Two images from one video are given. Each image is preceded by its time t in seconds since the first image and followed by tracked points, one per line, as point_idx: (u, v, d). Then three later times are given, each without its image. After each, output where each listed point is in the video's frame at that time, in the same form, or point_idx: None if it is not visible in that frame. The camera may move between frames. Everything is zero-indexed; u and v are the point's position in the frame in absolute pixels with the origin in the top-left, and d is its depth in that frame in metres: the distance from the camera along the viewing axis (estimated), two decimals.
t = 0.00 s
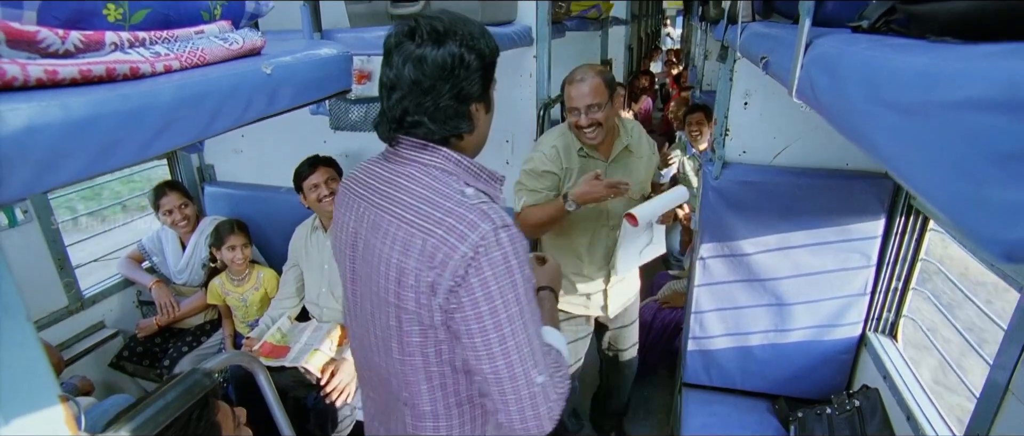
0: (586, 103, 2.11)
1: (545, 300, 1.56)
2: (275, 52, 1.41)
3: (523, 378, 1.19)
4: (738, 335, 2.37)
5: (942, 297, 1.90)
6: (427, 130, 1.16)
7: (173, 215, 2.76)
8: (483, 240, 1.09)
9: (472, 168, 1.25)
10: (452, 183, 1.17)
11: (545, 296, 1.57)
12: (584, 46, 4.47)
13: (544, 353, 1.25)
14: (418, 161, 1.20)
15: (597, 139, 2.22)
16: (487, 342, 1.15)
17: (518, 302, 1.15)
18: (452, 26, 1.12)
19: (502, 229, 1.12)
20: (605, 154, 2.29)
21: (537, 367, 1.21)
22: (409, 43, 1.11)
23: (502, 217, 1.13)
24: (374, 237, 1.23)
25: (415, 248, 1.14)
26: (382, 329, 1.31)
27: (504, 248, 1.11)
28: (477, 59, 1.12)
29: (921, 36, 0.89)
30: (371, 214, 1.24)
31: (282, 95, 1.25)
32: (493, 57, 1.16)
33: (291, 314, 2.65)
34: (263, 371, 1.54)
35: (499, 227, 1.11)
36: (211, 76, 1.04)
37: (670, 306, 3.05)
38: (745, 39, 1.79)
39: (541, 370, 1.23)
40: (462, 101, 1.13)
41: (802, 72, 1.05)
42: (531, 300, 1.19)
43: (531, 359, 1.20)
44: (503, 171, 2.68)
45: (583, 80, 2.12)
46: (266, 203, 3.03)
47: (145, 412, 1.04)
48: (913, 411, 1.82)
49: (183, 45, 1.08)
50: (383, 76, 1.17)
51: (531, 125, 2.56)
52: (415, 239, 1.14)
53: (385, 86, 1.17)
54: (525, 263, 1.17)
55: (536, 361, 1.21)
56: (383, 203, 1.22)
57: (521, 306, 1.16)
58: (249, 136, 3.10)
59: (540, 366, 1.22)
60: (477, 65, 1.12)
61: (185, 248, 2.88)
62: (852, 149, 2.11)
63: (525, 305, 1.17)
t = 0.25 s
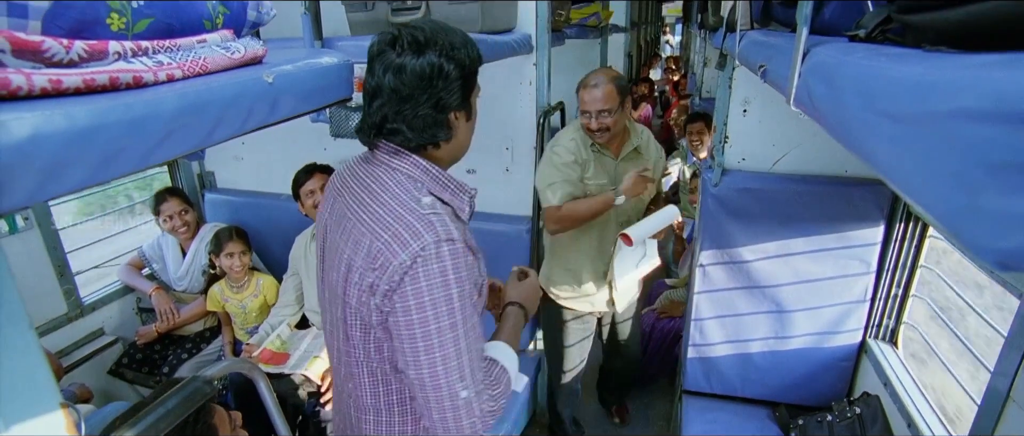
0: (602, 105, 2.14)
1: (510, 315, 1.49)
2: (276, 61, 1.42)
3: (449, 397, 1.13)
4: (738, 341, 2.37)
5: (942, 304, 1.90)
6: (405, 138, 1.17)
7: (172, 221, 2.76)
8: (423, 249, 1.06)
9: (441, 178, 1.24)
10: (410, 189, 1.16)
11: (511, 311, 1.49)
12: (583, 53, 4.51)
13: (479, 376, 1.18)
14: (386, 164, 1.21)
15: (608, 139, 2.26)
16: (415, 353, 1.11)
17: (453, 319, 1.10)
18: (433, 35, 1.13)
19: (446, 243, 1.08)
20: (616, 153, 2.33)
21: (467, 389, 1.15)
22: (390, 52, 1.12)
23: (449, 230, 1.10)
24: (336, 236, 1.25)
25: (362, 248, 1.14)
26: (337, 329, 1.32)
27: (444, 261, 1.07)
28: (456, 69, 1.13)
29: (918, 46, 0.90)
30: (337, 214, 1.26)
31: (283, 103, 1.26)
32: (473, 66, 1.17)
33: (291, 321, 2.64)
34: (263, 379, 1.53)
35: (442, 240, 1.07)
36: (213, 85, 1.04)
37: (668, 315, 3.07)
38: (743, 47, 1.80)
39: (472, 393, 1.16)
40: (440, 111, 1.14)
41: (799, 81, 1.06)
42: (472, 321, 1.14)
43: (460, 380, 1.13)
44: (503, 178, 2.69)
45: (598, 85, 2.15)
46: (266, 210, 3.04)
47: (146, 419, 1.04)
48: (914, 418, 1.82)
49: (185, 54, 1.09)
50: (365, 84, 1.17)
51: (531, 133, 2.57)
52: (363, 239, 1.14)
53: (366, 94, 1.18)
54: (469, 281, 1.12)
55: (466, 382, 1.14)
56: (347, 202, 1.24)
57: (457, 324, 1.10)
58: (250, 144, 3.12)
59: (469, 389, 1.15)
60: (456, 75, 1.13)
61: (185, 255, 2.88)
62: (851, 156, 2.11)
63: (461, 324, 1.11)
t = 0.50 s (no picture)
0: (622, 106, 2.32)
1: (500, 332, 1.48)
2: (276, 62, 1.42)
3: (423, 415, 1.09)
4: (738, 343, 2.37)
5: (942, 305, 1.90)
6: (390, 148, 1.19)
7: (172, 222, 2.76)
8: (399, 260, 1.03)
9: (429, 187, 1.22)
10: (394, 199, 1.14)
11: (501, 327, 1.49)
12: (583, 55, 4.54)
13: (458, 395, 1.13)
14: (375, 172, 1.21)
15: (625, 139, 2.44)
16: (389, 367, 1.07)
17: (429, 333, 1.05)
18: (417, 41, 1.14)
19: (423, 254, 1.04)
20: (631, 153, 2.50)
21: (444, 408, 1.10)
22: (375, 60, 1.14)
23: (429, 242, 1.06)
24: (322, 247, 1.24)
25: (344, 257, 1.12)
26: (325, 340, 1.31)
27: (420, 274, 1.04)
28: (441, 76, 1.14)
29: (917, 47, 0.90)
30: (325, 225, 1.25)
31: (283, 105, 1.26)
32: (459, 72, 1.18)
33: (291, 323, 2.64)
34: (263, 380, 1.53)
35: (420, 252, 1.04)
36: (213, 87, 1.05)
37: (668, 318, 3.07)
38: (743, 49, 1.80)
39: (448, 412, 1.11)
40: (425, 119, 1.15)
41: (798, 82, 1.06)
42: (450, 338, 1.09)
43: (435, 398, 1.08)
44: (503, 180, 2.69)
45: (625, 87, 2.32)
46: (266, 211, 3.04)
47: (146, 421, 1.04)
48: (914, 419, 1.82)
49: (186, 56, 1.09)
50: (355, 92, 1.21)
51: (531, 134, 2.57)
52: (343, 249, 1.12)
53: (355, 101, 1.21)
54: (448, 295, 1.07)
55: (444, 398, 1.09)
56: (335, 210, 1.23)
57: (433, 339, 1.06)
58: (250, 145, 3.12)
59: (445, 408, 1.10)
60: (440, 82, 1.14)
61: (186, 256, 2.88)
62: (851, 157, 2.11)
63: (437, 340, 1.06)
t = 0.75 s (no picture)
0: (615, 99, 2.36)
1: (511, 345, 1.49)
2: (276, 62, 1.42)
3: (424, 427, 1.07)
4: (738, 343, 2.37)
5: (942, 305, 1.90)
6: (387, 150, 1.18)
7: (173, 222, 2.76)
8: (398, 267, 1.02)
9: (429, 192, 1.22)
10: (393, 205, 1.13)
11: (511, 340, 1.50)
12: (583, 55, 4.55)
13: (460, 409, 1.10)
14: (373, 178, 1.21)
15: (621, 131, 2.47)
16: (389, 378, 1.05)
17: (429, 343, 1.04)
18: (416, 39, 1.14)
19: (422, 261, 1.03)
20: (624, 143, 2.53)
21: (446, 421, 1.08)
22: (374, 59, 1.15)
23: (427, 249, 1.05)
24: (322, 257, 1.23)
25: (343, 266, 1.11)
26: (325, 351, 1.30)
27: (419, 281, 1.03)
28: (439, 76, 1.14)
29: (918, 47, 0.90)
30: (325, 234, 1.25)
31: (282, 105, 1.25)
32: (458, 72, 1.18)
33: (291, 323, 2.64)
34: (263, 381, 1.53)
35: (419, 258, 1.03)
36: (213, 87, 1.04)
37: (668, 317, 3.06)
38: (743, 49, 1.80)
39: (450, 425, 1.09)
40: (423, 121, 1.15)
41: (798, 82, 1.06)
42: (452, 347, 1.07)
43: (437, 409, 1.06)
44: (503, 180, 2.69)
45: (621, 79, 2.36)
46: (266, 211, 3.04)
47: (146, 421, 1.04)
48: (914, 419, 1.82)
49: (185, 56, 1.09)
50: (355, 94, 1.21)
51: (531, 134, 2.57)
52: (342, 258, 1.12)
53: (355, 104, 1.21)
54: (448, 303, 1.06)
55: (445, 409, 1.07)
56: (333, 218, 1.23)
57: (433, 349, 1.04)
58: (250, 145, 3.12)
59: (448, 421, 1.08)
60: (439, 82, 1.14)
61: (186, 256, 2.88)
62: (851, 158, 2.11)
63: (438, 349, 1.05)
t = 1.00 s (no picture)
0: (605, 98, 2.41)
1: (507, 359, 1.44)
2: (276, 62, 1.42)
3: (410, 432, 1.05)
4: (738, 343, 2.37)
5: (942, 305, 1.90)
6: (381, 149, 1.18)
7: (172, 221, 2.76)
8: (387, 267, 1.02)
9: (424, 192, 1.21)
10: (385, 205, 1.13)
11: (507, 354, 1.46)
12: (582, 55, 4.56)
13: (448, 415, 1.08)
14: (367, 178, 1.21)
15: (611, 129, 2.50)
16: (375, 380, 1.04)
17: (416, 345, 1.02)
18: (409, 37, 1.15)
19: (411, 262, 1.03)
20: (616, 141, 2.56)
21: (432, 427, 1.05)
22: (369, 58, 1.16)
23: (418, 250, 1.05)
24: (316, 258, 1.24)
25: (334, 267, 1.11)
26: (318, 352, 1.30)
27: (408, 282, 1.02)
28: (433, 75, 1.14)
29: (918, 46, 0.90)
30: (320, 235, 1.25)
31: (282, 105, 1.25)
32: (452, 71, 1.18)
33: (291, 323, 2.64)
34: (263, 381, 1.53)
35: (408, 259, 1.03)
36: (212, 87, 1.04)
37: (668, 315, 3.05)
38: (743, 49, 1.80)
39: (437, 431, 1.06)
40: (417, 120, 1.15)
41: (798, 82, 1.07)
42: (440, 351, 1.05)
43: (422, 414, 1.04)
44: (503, 180, 2.69)
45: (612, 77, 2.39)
46: (266, 211, 3.04)
47: (146, 421, 1.04)
48: (914, 419, 1.82)
49: (185, 56, 1.09)
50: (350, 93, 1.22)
51: (530, 134, 2.57)
52: (334, 258, 1.12)
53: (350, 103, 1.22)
54: (438, 305, 1.05)
55: (431, 415, 1.05)
56: (328, 218, 1.23)
57: (420, 351, 1.03)
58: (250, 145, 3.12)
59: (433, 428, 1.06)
60: (432, 80, 1.14)
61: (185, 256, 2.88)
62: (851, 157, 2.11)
63: (425, 352, 1.03)
